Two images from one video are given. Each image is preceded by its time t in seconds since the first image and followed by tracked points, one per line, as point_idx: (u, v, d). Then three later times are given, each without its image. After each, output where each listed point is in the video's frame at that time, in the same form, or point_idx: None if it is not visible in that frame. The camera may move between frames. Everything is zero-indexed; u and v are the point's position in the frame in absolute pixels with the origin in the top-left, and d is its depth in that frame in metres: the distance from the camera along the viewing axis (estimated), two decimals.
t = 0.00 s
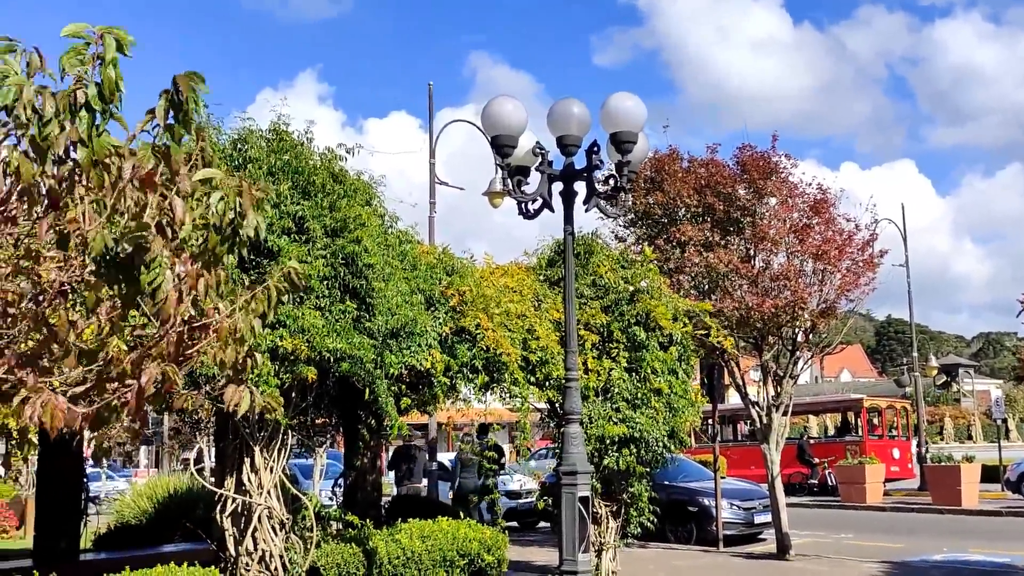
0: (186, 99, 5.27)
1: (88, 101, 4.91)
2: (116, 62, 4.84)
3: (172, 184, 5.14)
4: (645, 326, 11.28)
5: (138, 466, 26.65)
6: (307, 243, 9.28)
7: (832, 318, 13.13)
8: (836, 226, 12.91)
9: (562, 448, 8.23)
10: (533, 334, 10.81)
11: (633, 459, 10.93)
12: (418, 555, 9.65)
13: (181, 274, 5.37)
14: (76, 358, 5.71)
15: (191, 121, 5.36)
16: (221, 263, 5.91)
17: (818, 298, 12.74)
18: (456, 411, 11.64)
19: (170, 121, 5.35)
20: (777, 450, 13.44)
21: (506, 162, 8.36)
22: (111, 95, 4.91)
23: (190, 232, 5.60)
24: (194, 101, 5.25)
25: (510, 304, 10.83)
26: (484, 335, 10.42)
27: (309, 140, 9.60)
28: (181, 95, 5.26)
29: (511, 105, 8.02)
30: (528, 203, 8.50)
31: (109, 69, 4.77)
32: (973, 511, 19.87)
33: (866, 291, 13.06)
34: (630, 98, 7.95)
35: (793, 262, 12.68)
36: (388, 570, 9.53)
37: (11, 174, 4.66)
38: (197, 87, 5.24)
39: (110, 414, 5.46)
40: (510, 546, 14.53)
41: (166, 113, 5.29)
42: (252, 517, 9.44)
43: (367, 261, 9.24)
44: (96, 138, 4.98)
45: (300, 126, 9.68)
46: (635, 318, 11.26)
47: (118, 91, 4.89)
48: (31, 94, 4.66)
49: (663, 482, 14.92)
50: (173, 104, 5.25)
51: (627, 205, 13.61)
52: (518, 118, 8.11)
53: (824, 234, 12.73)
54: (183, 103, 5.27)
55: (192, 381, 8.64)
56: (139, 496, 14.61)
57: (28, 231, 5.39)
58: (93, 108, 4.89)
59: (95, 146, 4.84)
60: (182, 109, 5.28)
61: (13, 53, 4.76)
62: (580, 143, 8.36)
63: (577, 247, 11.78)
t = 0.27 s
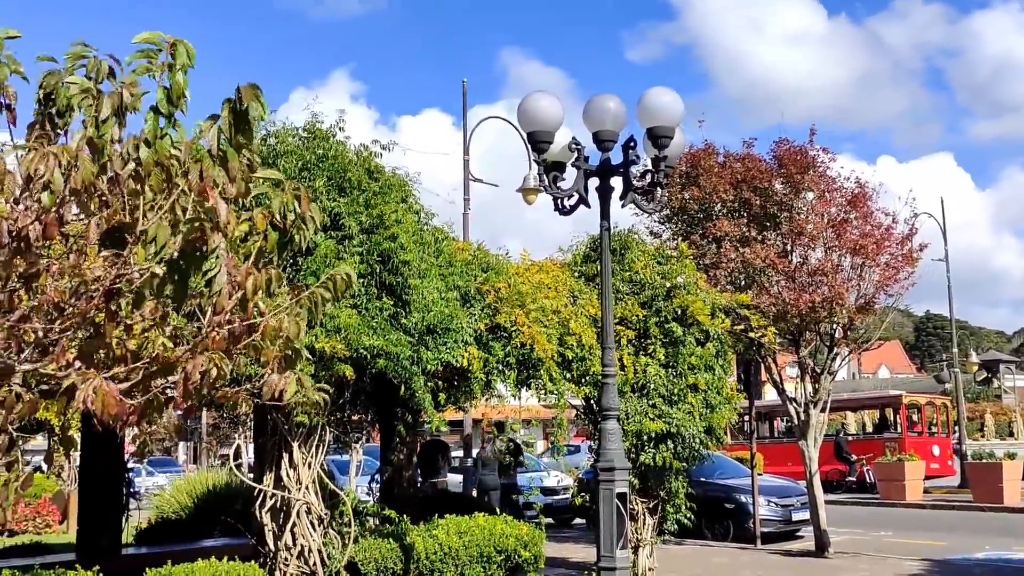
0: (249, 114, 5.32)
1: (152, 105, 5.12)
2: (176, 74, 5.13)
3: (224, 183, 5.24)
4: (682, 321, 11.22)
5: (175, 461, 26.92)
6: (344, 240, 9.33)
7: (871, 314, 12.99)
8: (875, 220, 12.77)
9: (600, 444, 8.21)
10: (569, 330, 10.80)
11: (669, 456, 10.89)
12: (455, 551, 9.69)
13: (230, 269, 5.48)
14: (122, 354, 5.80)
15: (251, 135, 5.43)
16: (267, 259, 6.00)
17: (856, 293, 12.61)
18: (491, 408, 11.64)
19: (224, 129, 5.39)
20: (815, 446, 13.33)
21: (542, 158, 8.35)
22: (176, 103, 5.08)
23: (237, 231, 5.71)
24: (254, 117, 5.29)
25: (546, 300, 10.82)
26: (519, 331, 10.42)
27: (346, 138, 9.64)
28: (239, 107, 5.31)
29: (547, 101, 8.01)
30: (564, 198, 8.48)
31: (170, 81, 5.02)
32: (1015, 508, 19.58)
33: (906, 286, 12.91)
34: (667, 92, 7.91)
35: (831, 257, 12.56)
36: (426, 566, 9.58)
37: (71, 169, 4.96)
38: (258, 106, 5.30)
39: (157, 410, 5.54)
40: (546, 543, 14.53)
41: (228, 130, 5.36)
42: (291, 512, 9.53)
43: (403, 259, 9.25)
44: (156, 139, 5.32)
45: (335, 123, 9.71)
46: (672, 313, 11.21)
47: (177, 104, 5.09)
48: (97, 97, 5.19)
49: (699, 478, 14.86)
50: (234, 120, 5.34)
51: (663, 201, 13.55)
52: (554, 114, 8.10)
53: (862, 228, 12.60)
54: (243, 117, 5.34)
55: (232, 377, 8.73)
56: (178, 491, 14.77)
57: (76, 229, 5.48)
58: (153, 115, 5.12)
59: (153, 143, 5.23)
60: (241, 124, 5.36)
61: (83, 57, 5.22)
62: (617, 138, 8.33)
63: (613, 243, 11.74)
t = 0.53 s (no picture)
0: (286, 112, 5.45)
1: (198, 105, 5.16)
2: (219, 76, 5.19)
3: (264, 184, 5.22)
4: (720, 319, 11.14)
5: (214, 460, 27.20)
6: (381, 240, 9.36)
7: (912, 310, 12.83)
8: (916, 215, 12.62)
9: (640, 443, 8.17)
10: (607, 328, 10.76)
11: (708, 454, 10.82)
12: (493, 549, 9.70)
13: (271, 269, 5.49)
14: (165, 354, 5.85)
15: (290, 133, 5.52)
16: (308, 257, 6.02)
17: (897, 290, 12.45)
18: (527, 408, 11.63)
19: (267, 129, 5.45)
20: (856, 445, 13.19)
21: (580, 156, 8.32)
22: (224, 103, 5.11)
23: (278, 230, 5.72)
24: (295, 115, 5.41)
25: (583, 298, 10.79)
26: (557, 330, 10.40)
27: (382, 137, 9.66)
28: (288, 106, 5.48)
29: (584, 98, 7.98)
30: (602, 196, 8.45)
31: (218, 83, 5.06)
32: None
33: (948, 282, 12.73)
34: (705, 88, 7.86)
35: (871, 253, 12.42)
36: (464, 564, 9.60)
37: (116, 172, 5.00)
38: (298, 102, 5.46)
39: (200, 409, 5.59)
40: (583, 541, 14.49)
41: (269, 127, 5.43)
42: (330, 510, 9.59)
43: (440, 259, 9.27)
44: (201, 139, 5.36)
45: (372, 123, 9.74)
46: (710, 311, 11.13)
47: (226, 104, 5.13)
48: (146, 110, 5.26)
49: (737, 477, 14.77)
50: (275, 119, 5.42)
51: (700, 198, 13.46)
52: (591, 111, 8.07)
53: (903, 224, 12.45)
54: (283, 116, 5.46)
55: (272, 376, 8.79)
56: (218, 489, 14.92)
57: (118, 229, 5.53)
58: (201, 116, 5.14)
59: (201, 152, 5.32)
60: (282, 122, 5.45)
61: (116, 60, 5.23)
62: (655, 135, 8.28)
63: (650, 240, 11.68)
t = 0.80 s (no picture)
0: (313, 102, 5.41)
1: (224, 102, 5.16)
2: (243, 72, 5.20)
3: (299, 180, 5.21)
4: (759, 315, 11.06)
5: (256, 458, 27.48)
6: (418, 237, 9.39)
7: (955, 305, 12.65)
8: (958, 209, 12.44)
9: (679, 439, 8.14)
10: (645, 325, 10.73)
11: (748, 451, 10.75)
12: (532, 546, 9.73)
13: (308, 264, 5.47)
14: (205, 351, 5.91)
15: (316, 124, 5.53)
16: (344, 252, 6.03)
17: (940, 285, 12.29)
18: (564, 405, 11.63)
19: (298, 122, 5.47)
20: (898, 442, 13.04)
21: (617, 152, 8.29)
22: (250, 99, 5.14)
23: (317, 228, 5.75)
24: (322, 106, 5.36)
25: (620, 295, 10.77)
26: (594, 326, 10.40)
27: (418, 136, 9.70)
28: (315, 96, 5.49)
29: (621, 94, 7.95)
30: (639, 192, 8.41)
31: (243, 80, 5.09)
32: None
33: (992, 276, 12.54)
34: (743, 83, 7.80)
35: (913, 248, 12.26)
36: (503, 561, 9.63)
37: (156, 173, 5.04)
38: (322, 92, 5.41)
39: (240, 405, 5.64)
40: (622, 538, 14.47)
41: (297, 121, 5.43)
42: (369, 506, 9.63)
43: (476, 257, 9.30)
44: (229, 134, 5.32)
45: (408, 121, 9.79)
46: (749, 307, 11.04)
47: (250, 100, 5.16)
48: (171, 98, 5.11)
49: (777, 475, 14.66)
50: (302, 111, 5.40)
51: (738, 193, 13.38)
52: (628, 108, 8.04)
53: (945, 217, 12.28)
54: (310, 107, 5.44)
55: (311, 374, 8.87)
56: (258, 485, 15.08)
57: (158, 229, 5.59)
58: (228, 113, 5.16)
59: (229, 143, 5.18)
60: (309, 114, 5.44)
61: (143, 60, 5.23)
62: (692, 130, 8.23)
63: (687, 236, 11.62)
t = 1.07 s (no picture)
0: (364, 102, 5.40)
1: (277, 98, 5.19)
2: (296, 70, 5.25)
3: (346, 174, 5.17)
4: (800, 307, 10.96)
5: (295, 450, 27.73)
6: (457, 230, 9.41)
7: (1001, 296, 12.45)
8: (1003, 198, 12.25)
9: (720, 431, 8.09)
10: (685, 317, 10.68)
11: (789, 444, 10.66)
12: (572, 539, 9.75)
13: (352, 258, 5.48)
14: (250, 344, 5.95)
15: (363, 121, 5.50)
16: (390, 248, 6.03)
17: (984, 275, 12.10)
18: (604, 397, 11.60)
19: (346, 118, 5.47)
20: (942, 435, 12.87)
21: (657, 143, 8.25)
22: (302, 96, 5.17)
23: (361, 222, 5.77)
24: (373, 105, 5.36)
25: (659, 287, 10.74)
26: (633, 318, 10.37)
27: (457, 129, 9.71)
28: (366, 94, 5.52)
29: (661, 85, 7.91)
30: (679, 183, 8.36)
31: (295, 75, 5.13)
32: None
33: None
34: (785, 72, 7.72)
35: (957, 238, 12.08)
36: (543, 553, 9.65)
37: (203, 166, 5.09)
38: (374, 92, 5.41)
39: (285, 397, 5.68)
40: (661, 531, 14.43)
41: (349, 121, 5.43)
42: (410, 499, 9.67)
43: (516, 248, 9.30)
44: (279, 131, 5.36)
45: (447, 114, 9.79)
46: (789, 299, 10.94)
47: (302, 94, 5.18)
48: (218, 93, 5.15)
49: (818, 468, 14.54)
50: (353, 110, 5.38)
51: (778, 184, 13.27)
52: (668, 98, 7.99)
53: (990, 207, 12.09)
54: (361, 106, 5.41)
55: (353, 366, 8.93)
56: (299, 478, 15.24)
57: (205, 223, 5.62)
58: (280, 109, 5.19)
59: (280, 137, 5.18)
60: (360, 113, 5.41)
61: (197, 57, 5.29)
62: (733, 120, 8.17)
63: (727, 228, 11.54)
